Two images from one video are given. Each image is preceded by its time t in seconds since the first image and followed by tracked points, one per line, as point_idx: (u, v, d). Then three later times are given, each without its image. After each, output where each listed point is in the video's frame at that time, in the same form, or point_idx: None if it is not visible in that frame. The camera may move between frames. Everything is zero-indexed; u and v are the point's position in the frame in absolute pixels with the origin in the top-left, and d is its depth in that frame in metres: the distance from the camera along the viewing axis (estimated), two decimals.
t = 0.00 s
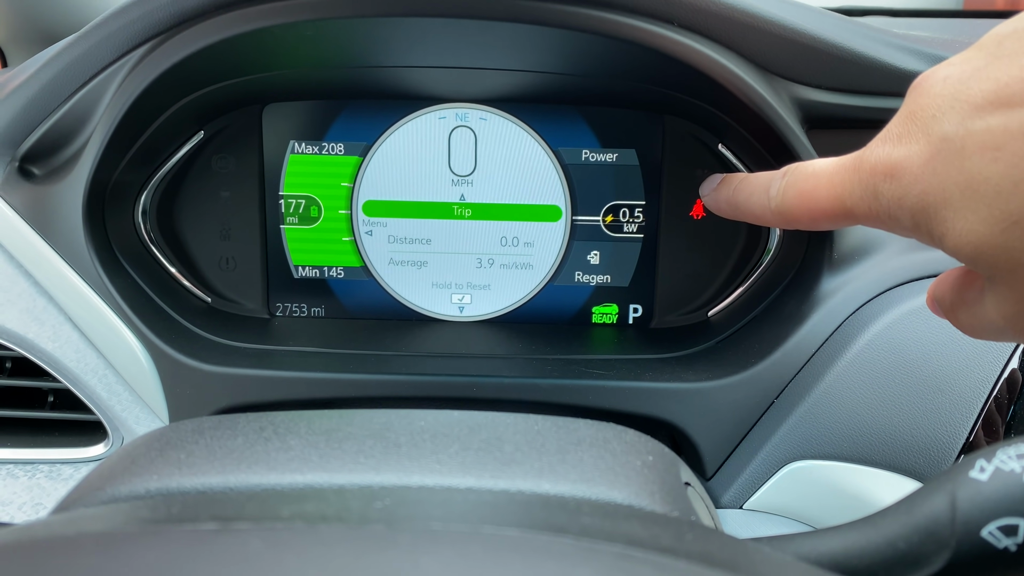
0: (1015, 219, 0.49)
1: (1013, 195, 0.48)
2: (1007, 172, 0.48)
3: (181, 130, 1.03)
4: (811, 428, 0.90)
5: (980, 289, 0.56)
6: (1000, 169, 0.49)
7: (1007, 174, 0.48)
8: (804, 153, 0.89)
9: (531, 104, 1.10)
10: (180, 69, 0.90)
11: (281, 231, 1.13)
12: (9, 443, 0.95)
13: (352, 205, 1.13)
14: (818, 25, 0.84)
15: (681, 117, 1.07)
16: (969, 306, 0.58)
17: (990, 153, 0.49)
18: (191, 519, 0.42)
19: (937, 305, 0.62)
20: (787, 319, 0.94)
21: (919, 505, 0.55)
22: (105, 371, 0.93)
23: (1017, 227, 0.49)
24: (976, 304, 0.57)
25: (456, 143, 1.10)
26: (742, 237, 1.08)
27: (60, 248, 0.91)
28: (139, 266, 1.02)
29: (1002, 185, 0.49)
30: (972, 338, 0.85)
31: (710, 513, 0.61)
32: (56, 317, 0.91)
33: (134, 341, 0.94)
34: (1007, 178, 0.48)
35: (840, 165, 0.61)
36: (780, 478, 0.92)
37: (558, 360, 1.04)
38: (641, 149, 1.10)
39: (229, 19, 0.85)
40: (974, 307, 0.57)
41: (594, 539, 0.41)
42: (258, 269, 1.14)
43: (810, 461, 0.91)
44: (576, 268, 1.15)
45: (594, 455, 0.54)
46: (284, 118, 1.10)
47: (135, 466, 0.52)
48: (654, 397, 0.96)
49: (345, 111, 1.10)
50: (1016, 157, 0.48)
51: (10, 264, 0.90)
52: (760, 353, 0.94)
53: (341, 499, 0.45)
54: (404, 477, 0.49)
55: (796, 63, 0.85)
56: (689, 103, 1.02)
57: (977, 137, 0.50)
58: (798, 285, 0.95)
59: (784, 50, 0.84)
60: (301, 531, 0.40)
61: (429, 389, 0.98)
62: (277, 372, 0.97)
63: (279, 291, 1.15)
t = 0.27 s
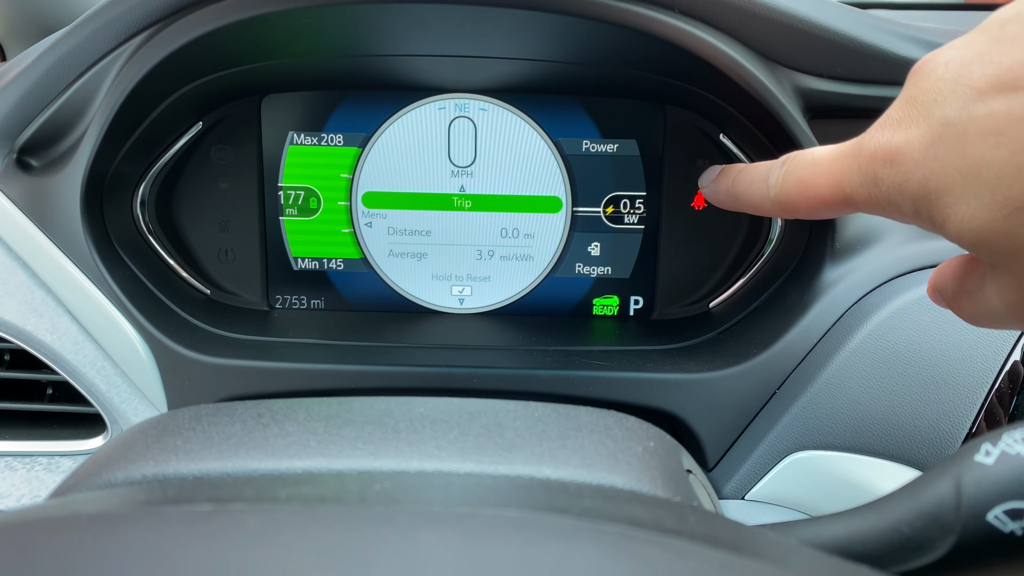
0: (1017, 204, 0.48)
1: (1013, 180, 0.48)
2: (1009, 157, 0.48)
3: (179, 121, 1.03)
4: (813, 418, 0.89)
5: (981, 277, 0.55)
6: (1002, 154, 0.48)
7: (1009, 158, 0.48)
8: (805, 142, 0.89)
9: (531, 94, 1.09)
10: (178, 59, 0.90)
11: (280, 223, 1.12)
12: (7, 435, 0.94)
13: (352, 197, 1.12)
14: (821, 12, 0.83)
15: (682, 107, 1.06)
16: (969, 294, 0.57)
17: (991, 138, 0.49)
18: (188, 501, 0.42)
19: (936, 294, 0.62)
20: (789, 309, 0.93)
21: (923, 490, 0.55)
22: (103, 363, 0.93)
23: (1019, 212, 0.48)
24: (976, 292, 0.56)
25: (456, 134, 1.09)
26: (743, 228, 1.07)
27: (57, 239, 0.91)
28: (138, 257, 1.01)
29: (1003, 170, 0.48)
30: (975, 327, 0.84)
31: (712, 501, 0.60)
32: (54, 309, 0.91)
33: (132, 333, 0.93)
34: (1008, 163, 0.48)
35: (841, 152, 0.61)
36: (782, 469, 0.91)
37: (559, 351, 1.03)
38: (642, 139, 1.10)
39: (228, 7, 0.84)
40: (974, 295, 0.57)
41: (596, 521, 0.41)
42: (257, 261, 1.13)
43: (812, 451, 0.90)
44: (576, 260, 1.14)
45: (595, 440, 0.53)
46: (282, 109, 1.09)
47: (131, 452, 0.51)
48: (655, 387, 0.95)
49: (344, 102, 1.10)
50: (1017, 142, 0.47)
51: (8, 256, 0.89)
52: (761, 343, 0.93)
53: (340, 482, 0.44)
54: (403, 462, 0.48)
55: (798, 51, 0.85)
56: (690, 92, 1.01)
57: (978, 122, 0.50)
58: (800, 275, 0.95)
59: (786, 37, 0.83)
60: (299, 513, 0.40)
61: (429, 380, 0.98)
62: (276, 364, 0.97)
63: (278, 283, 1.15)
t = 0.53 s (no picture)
0: (1015, 197, 0.48)
1: (1014, 173, 0.48)
2: (1011, 150, 0.48)
3: (179, 119, 1.03)
4: (814, 417, 0.89)
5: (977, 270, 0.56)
6: (1004, 146, 0.48)
7: (1011, 151, 0.48)
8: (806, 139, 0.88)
9: (531, 92, 1.09)
10: (178, 57, 0.90)
11: (280, 222, 1.12)
12: (8, 434, 0.94)
13: (352, 195, 1.12)
14: (821, 9, 0.83)
15: (682, 105, 1.06)
16: (967, 286, 0.58)
17: (994, 129, 0.48)
18: (188, 500, 0.42)
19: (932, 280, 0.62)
20: (789, 307, 0.93)
21: (924, 487, 0.55)
22: (104, 362, 0.93)
23: (1018, 206, 0.48)
24: (975, 285, 0.57)
25: (456, 133, 1.09)
26: (744, 225, 1.07)
27: (58, 238, 0.91)
28: (138, 256, 1.01)
29: (1004, 163, 0.48)
30: (977, 326, 0.84)
31: (712, 499, 0.60)
32: (54, 308, 0.91)
33: (133, 332, 0.93)
34: (1010, 156, 0.48)
35: (837, 133, 0.60)
36: (782, 467, 0.91)
37: (559, 350, 1.03)
38: (642, 137, 1.09)
39: (227, 5, 0.84)
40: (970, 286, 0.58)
41: (596, 519, 0.41)
42: (257, 260, 1.13)
43: (813, 450, 0.90)
44: (577, 258, 1.14)
45: (595, 439, 0.53)
46: (282, 107, 1.09)
47: (131, 452, 0.51)
48: (656, 386, 0.95)
49: (344, 100, 1.10)
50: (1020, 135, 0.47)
51: (8, 255, 0.89)
52: (762, 341, 0.93)
53: (340, 481, 0.44)
54: (403, 461, 0.48)
55: (799, 48, 0.84)
56: (690, 90, 1.01)
57: (980, 113, 0.49)
58: (801, 273, 0.95)
59: (786, 35, 0.83)
60: (299, 513, 0.40)
61: (429, 378, 0.98)
62: (277, 362, 0.97)
63: (279, 281, 1.15)
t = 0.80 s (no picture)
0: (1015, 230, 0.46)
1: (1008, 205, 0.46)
2: (1003, 181, 0.46)
3: (182, 121, 1.03)
4: (816, 417, 0.89)
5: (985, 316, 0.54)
6: (996, 177, 0.46)
7: (1004, 182, 0.46)
8: (808, 140, 0.89)
9: (533, 93, 1.10)
10: (180, 60, 0.90)
11: (283, 223, 1.12)
12: (12, 435, 0.94)
13: (354, 196, 1.12)
14: (823, 10, 0.83)
15: (684, 106, 1.06)
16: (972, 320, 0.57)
17: (985, 162, 0.47)
18: (195, 502, 0.42)
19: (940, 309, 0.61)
20: (791, 308, 0.93)
21: (927, 489, 0.55)
22: (108, 363, 0.93)
23: (1020, 239, 0.46)
24: (979, 322, 0.55)
25: (458, 133, 1.09)
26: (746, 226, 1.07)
27: (61, 240, 0.91)
28: (141, 258, 1.01)
29: (998, 195, 0.46)
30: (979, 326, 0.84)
31: (716, 499, 0.61)
32: (58, 309, 0.91)
33: (136, 333, 0.94)
34: (1005, 186, 0.46)
35: (821, 188, 0.60)
36: (784, 468, 0.92)
37: (562, 350, 1.04)
38: (644, 138, 1.10)
39: (230, 8, 0.84)
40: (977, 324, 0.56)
41: (600, 521, 0.41)
42: (260, 261, 1.13)
43: (815, 450, 0.90)
44: (579, 259, 1.14)
45: (599, 441, 0.53)
46: (285, 109, 1.10)
47: (137, 454, 0.52)
48: (658, 386, 0.95)
49: (346, 101, 1.10)
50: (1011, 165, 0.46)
51: (12, 257, 0.90)
52: (764, 342, 0.93)
53: (346, 483, 0.45)
54: (408, 463, 0.49)
55: (800, 49, 0.85)
56: (692, 91, 1.02)
57: (967, 146, 0.48)
58: (803, 274, 0.95)
59: (788, 36, 0.83)
60: (305, 515, 0.40)
61: (432, 379, 0.98)
62: (280, 363, 0.97)
63: (281, 282, 1.15)
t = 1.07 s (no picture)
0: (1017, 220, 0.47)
1: (1010, 195, 0.46)
2: (1007, 172, 0.46)
3: (181, 121, 1.03)
4: (818, 417, 0.89)
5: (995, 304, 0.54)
6: (999, 168, 0.47)
7: (1006, 173, 0.46)
8: (810, 139, 0.88)
9: (534, 92, 1.09)
10: (180, 59, 0.90)
11: (283, 223, 1.12)
12: (11, 436, 0.94)
13: (354, 196, 1.12)
14: (824, 9, 0.83)
15: (684, 105, 1.06)
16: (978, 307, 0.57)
17: (988, 152, 0.47)
18: (193, 504, 0.42)
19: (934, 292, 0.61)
20: (793, 307, 0.93)
21: (930, 489, 0.54)
22: (107, 364, 0.93)
23: None
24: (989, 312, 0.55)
25: (458, 133, 1.09)
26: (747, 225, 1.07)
27: (61, 240, 0.91)
28: (140, 258, 1.01)
29: (1000, 185, 0.47)
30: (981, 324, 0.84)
31: (718, 500, 0.60)
32: (57, 310, 0.91)
33: (136, 334, 0.93)
34: (1007, 177, 0.46)
35: (828, 180, 0.61)
36: (786, 468, 0.91)
37: (562, 350, 1.03)
38: (645, 137, 1.09)
39: (230, 7, 0.84)
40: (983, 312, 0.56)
41: (602, 522, 0.40)
42: (260, 262, 1.13)
43: (817, 450, 0.90)
44: (579, 258, 1.14)
45: (600, 441, 0.53)
46: (285, 109, 1.09)
47: (136, 455, 0.51)
48: (659, 386, 0.95)
49: (346, 101, 1.10)
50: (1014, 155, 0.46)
51: (11, 257, 0.89)
52: (766, 342, 0.93)
53: (346, 484, 0.44)
54: (409, 463, 0.48)
55: (802, 48, 0.84)
56: (693, 90, 1.01)
57: (970, 137, 0.49)
58: (805, 273, 0.95)
59: (789, 34, 0.83)
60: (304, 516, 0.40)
61: (433, 379, 0.98)
62: (280, 364, 0.97)
63: (281, 283, 1.15)
